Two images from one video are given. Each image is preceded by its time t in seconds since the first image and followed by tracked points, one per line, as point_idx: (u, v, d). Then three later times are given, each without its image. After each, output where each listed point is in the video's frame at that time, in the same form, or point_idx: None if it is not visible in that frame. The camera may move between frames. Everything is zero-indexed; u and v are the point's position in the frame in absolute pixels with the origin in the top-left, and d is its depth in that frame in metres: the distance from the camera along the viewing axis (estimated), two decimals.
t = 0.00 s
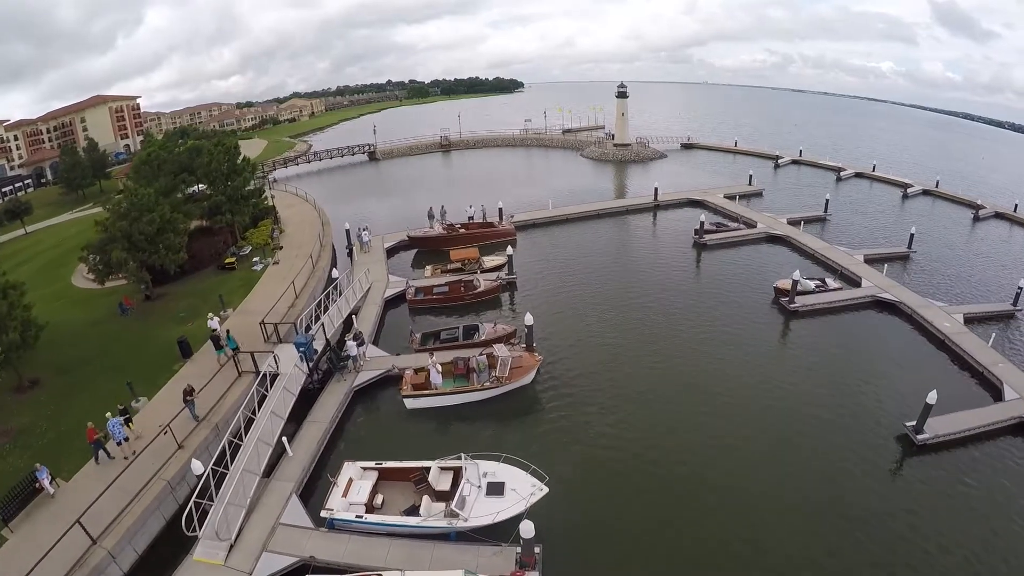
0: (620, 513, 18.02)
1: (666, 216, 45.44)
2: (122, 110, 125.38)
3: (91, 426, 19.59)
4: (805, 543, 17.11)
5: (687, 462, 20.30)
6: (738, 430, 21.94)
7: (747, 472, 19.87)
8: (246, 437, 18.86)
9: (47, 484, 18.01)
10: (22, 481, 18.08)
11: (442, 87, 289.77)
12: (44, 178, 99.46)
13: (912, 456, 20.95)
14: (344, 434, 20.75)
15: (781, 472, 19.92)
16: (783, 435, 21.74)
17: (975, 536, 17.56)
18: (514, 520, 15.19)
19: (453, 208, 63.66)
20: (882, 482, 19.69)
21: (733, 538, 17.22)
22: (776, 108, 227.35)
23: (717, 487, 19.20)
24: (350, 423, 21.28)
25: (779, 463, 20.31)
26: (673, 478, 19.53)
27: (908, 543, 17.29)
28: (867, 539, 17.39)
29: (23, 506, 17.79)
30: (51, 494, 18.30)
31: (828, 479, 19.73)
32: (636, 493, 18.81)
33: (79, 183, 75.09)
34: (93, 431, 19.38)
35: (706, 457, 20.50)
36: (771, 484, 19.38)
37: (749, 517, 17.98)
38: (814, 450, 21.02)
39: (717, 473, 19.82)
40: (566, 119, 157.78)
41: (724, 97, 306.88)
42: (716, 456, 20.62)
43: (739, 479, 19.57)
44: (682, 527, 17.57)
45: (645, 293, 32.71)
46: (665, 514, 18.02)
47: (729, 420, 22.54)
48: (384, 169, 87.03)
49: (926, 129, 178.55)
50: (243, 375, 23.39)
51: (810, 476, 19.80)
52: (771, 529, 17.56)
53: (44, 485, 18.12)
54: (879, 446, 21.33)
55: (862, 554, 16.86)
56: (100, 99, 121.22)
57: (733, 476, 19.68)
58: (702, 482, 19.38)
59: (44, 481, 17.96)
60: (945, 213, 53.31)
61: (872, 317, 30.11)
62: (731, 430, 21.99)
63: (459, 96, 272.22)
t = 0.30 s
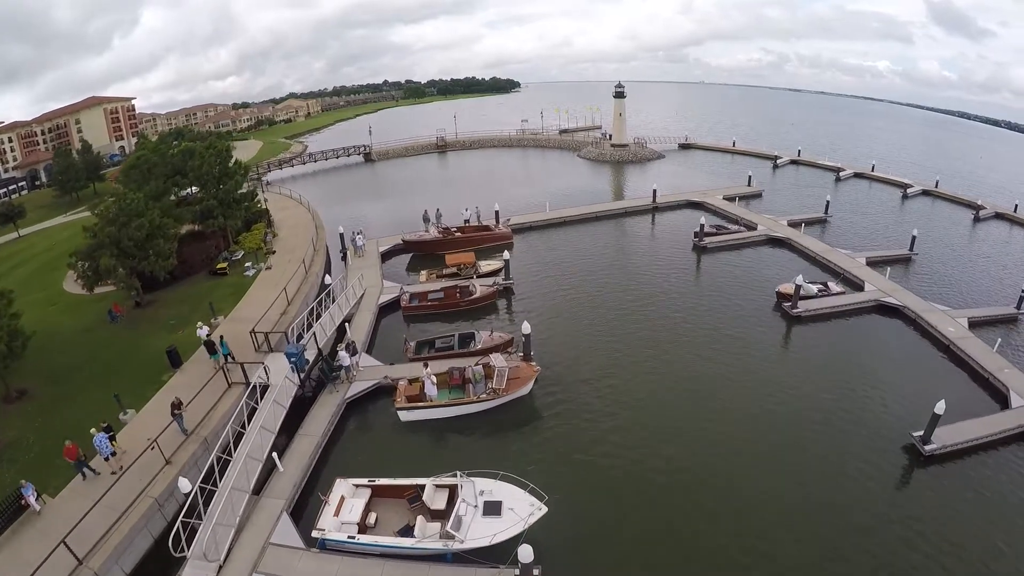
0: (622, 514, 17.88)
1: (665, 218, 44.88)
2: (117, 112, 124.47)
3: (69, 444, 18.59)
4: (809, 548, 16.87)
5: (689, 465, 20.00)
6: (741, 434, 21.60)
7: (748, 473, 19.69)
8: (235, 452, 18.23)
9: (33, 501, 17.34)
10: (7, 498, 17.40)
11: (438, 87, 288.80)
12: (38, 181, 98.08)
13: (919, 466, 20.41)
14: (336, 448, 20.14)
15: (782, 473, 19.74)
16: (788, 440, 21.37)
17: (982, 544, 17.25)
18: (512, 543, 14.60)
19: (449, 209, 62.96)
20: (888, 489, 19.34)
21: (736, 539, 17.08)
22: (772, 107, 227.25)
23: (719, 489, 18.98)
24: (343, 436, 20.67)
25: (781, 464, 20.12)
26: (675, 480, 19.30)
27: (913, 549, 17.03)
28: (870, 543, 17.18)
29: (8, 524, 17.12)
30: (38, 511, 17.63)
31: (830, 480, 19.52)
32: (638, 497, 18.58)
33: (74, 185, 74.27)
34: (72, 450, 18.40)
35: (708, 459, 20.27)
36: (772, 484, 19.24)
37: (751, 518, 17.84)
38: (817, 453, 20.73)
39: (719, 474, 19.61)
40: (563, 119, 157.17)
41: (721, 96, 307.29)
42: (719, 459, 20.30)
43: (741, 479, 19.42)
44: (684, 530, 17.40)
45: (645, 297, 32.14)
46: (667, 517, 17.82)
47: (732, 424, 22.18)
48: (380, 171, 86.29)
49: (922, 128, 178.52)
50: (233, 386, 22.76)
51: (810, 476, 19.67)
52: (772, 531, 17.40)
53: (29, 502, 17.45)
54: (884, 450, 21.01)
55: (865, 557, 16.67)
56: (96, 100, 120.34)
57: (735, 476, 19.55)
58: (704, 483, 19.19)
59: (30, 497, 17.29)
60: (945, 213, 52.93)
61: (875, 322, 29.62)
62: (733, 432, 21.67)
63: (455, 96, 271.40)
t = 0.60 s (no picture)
0: (624, 520, 17.51)
1: (663, 220, 44.35)
2: (111, 112, 123.54)
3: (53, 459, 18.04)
4: (816, 563, 16.36)
5: (691, 469, 19.70)
6: (743, 439, 21.31)
7: (750, 475, 19.52)
8: (224, 467, 17.63)
9: (17, 518, 16.69)
10: None
11: (435, 87, 287.86)
12: (32, 182, 97.03)
13: (925, 477, 19.92)
14: (328, 460, 19.57)
15: (784, 475, 19.57)
16: (791, 444, 21.10)
17: (991, 556, 16.88)
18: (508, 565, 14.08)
19: (446, 210, 62.31)
20: (894, 493, 19.08)
21: (741, 540, 16.95)
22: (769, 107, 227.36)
23: (721, 492, 18.76)
24: (334, 449, 20.07)
25: (782, 466, 19.98)
26: (677, 486, 18.94)
27: (919, 554, 16.86)
28: (874, 545, 17.06)
29: None
30: (22, 528, 16.96)
31: (833, 483, 19.34)
32: (639, 503, 18.21)
33: (67, 186, 73.26)
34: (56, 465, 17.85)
35: (710, 463, 19.98)
36: (773, 485, 19.15)
37: (753, 520, 17.70)
38: (819, 455, 20.55)
39: (721, 478, 19.36)
40: (559, 119, 156.62)
41: (717, 96, 306.97)
42: (721, 464, 19.97)
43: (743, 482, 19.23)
44: (686, 533, 17.17)
45: (645, 301, 31.58)
46: (669, 521, 17.53)
47: (734, 428, 21.85)
48: (376, 171, 85.56)
49: (919, 127, 178.63)
50: (222, 397, 22.15)
51: (809, 476, 19.61)
52: (776, 533, 17.28)
53: (13, 519, 16.79)
54: (887, 453, 20.78)
55: (871, 560, 16.54)
56: (90, 100, 119.26)
57: (737, 479, 19.35)
58: (706, 487, 18.91)
59: (14, 514, 16.63)
60: (944, 214, 52.61)
61: (878, 326, 29.13)
62: (735, 437, 21.37)
63: (452, 96, 270.56)
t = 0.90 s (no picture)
0: (626, 528, 17.18)
1: (664, 222, 43.79)
2: (108, 113, 122.74)
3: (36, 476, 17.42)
4: None
5: (693, 474, 19.45)
6: (745, 442, 21.09)
7: (753, 479, 19.32)
8: (213, 482, 17.07)
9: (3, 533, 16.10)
10: None
11: (433, 87, 287.17)
12: (29, 183, 96.14)
13: (934, 489, 19.34)
14: (321, 474, 19.01)
15: (786, 479, 19.38)
16: (792, 446, 20.88)
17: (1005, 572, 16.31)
18: None
19: (444, 212, 61.69)
20: (899, 496, 18.84)
21: (744, 543, 16.85)
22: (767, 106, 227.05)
23: (724, 496, 18.57)
24: (327, 462, 19.49)
25: (783, 467, 19.87)
26: (680, 493, 18.62)
27: (924, 558, 16.68)
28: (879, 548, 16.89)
29: None
30: (8, 544, 16.35)
31: (837, 486, 19.19)
32: (642, 511, 17.89)
33: (62, 188, 72.44)
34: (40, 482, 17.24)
35: (713, 468, 19.75)
36: (774, 487, 19.01)
37: (756, 522, 17.61)
38: (821, 458, 20.34)
39: (723, 482, 19.15)
40: (558, 120, 156.09)
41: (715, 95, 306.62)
42: (724, 471, 19.68)
43: (746, 486, 19.01)
44: (688, 538, 16.95)
45: (646, 306, 30.97)
46: (671, 527, 17.30)
47: (736, 433, 21.54)
48: (374, 173, 84.79)
49: (918, 127, 178.29)
50: (213, 408, 21.55)
51: (816, 488, 19.07)
52: (777, 535, 17.14)
53: None
54: (891, 456, 20.57)
55: (875, 560, 16.45)
56: (88, 102, 118.58)
57: (740, 483, 19.14)
58: (708, 493, 18.67)
59: None
60: (946, 215, 52.14)
61: (883, 332, 28.60)
62: (737, 441, 21.13)
63: (450, 96, 269.87)
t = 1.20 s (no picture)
0: (627, 530, 17.17)
1: (666, 224, 43.19)
2: (106, 113, 121.95)
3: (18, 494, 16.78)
4: None
5: (694, 475, 19.42)
6: (747, 443, 20.97)
7: (755, 481, 19.23)
8: (202, 498, 16.47)
9: None
10: None
11: (432, 87, 286.41)
12: (25, 184, 95.20)
13: (944, 504, 18.75)
14: (314, 488, 18.42)
15: (788, 480, 19.31)
16: (794, 448, 20.77)
17: None
18: None
19: (442, 212, 61.05)
20: (901, 500, 18.73)
21: (745, 544, 16.84)
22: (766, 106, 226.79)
23: (725, 497, 18.55)
24: (320, 476, 18.90)
25: (784, 467, 19.83)
26: (682, 497, 18.49)
27: (925, 561, 16.64)
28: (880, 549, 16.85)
29: None
30: None
31: (839, 489, 19.07)
32: (644, 513, 17.83)
33: (59, 189, 71.70)
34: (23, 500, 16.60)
35: (716, 471, 19.63)
36: (775, 488, 18.98)
37: (757, 522, 17.59)
38: (824, 462, 20.14)
39: (725, 484, 19.07)
40: (558, 120, 155.55)
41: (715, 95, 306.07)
42: (727, 474, 19.50)
43: (749, 488, 18.91)
44: (689, 538, 16.96)
45: (648, 310, 30.37)
46: (672, 528, 17.30)
47: (739, 435, 21.34)
48: (373, 173, 84.16)
49: (918, 127, 177.83)
50: (203, 419, 20.96)
51: (824, 501, 18.52)
52: (778, 536, 17.12)
53: None
54: (894, 458, 20.42)
55: (875, 560, 16.47)
56: (85, 101, 117.93)
57: (743, 485, 19.05)
58: (709, 494, 18.63)
59: None
60: (949, 217, 51.65)
61: (890, 337, 28.02)
62: (739, 443, 20.99)
63: (449, 96, 269.30)
